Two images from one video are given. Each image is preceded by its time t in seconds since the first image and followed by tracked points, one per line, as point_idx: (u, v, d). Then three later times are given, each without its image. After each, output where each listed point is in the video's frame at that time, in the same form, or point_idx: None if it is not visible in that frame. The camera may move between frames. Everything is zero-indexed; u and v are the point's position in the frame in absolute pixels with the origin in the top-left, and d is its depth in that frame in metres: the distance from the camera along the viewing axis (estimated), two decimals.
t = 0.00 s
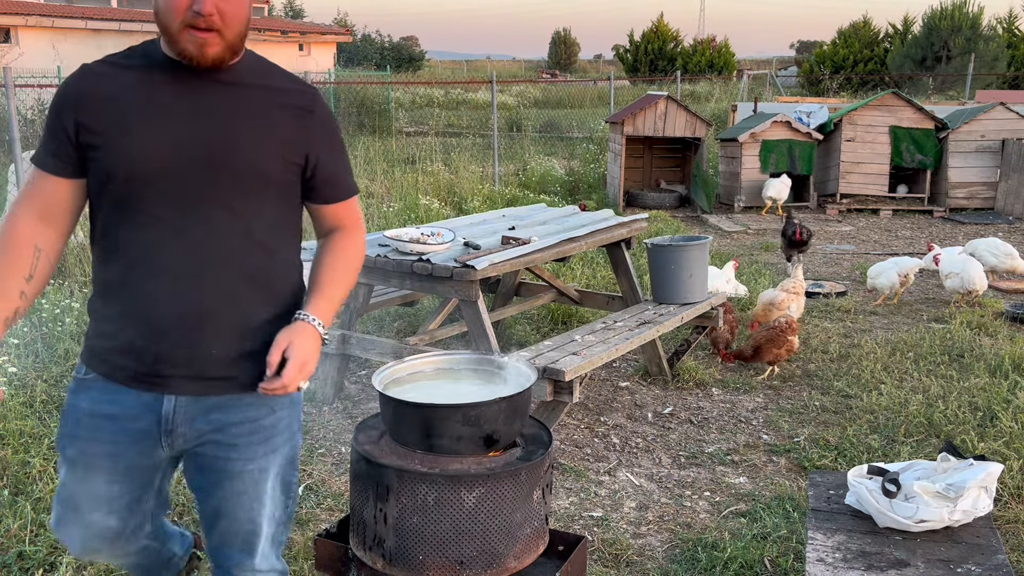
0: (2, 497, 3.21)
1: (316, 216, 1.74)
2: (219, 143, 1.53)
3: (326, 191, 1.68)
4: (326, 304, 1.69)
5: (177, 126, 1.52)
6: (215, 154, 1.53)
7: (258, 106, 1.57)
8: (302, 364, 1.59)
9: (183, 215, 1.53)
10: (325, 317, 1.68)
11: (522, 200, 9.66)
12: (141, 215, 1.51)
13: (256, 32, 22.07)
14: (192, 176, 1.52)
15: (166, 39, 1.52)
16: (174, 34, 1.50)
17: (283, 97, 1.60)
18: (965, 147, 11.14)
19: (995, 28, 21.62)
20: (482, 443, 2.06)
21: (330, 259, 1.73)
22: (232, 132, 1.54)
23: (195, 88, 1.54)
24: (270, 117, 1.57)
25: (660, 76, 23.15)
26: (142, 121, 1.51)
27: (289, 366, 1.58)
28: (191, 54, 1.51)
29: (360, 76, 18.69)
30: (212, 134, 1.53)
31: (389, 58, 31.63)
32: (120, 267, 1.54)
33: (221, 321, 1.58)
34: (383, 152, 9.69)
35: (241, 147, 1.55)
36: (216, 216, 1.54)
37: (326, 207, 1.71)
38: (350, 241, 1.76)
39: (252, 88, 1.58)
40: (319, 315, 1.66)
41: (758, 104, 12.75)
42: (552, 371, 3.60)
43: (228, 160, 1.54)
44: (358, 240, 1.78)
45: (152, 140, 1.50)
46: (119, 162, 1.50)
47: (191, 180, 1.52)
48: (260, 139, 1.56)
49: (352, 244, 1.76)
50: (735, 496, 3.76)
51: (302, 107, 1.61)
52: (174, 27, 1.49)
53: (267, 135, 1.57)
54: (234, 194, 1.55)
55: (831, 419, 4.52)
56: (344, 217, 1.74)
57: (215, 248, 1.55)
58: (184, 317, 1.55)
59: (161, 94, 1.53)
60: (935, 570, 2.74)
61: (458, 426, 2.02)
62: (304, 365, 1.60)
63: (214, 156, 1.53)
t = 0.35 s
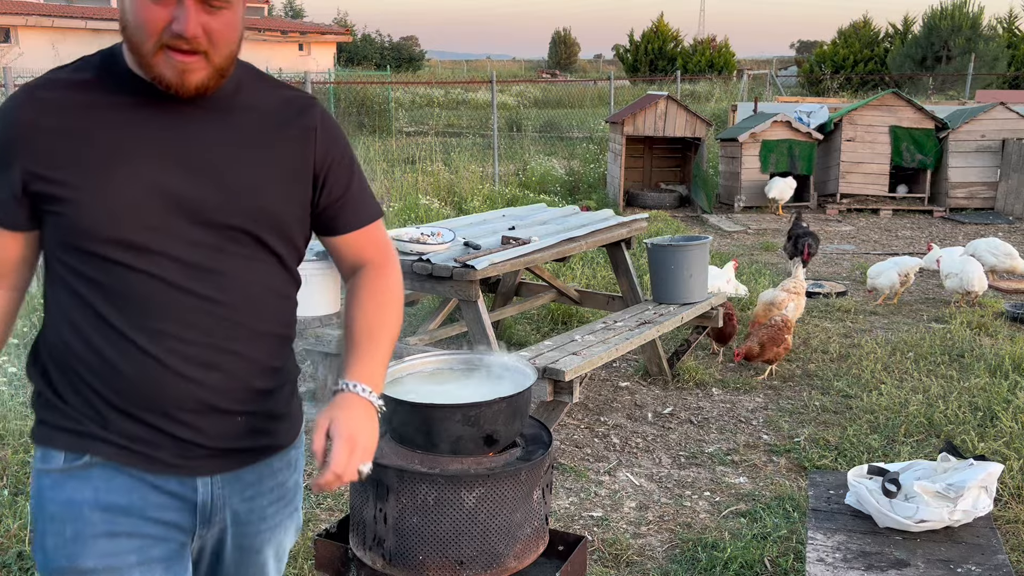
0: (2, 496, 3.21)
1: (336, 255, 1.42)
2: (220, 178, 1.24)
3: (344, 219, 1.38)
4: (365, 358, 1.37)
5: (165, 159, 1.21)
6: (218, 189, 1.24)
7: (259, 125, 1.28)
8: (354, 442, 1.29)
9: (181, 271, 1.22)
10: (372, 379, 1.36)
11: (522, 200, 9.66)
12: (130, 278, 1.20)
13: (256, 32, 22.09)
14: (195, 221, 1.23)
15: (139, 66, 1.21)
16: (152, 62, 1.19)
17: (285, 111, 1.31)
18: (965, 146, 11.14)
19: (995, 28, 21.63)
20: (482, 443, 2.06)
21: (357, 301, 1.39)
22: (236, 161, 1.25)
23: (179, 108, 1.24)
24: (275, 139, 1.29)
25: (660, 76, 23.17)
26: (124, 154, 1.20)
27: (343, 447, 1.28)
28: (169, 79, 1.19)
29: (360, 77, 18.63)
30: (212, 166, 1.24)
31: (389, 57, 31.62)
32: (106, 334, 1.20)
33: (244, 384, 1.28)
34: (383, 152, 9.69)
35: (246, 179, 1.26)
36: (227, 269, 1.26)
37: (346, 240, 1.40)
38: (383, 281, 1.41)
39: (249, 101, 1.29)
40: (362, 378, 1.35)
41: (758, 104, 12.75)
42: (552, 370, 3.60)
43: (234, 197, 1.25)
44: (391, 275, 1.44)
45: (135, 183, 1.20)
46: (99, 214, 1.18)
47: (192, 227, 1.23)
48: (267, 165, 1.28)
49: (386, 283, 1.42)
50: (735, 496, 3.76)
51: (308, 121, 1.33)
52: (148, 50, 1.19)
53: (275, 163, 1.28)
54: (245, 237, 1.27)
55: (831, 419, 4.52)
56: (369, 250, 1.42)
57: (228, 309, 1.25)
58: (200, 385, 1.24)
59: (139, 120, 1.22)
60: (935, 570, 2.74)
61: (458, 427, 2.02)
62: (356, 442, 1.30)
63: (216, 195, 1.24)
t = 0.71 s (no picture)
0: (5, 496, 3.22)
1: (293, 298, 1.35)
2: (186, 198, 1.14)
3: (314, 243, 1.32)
4: (345, 430, 1.41)
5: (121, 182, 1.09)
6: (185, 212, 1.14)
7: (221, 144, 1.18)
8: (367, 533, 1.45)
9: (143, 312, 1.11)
10: (362, 459, 1.42)
11: (522, 200, 9.65)
12: (83, 324, 1.06)
13: (256, 32, 22.05)
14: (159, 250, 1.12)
15: (57, 30, 1.05)
16: (78, 24, 1.04)
17: (248, 118, 1.22)
18: (965, 146, 11.14)
19: (996, 28, 21.61)
20: (482, 443, 2.05)
21: (322, 362, 1.37)
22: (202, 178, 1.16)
23: (131, 116, 1.11)
24: (239, 161, 1.19)
25: (660, 76, 23.14)
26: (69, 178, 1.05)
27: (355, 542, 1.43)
28: (108, 52, 1.06)
29: (359, 77, 18.53)
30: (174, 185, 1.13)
31: (389, 56, 31.55)
32: (28, 424, 1.05)
33: (195, 463, 1.19)
34: (383, 153, 9.68)
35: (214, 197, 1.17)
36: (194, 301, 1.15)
37: (302, 271, 1.33)
38: (344, 325, 1.38)
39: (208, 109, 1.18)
40: (357, 465, 1.42)
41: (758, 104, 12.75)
42: (552, 370, 3.60)
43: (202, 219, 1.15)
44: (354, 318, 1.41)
45: (87, 208, 1.06)
46: (43, 248, 1.03)
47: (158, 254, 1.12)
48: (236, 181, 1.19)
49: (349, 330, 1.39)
50: (735, 496, 3.76)
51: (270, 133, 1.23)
52: (74, 8, 1.04)
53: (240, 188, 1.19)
54: (214, 263, 1.17)
55: (831, 419, 4.52)
56: (330, 292, 1.37)
57: (189, 355, 1.15)
58: (142, 472, 1.13)
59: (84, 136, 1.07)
60: (935, 570, 2.74)
61: (458, 426, 2.02)
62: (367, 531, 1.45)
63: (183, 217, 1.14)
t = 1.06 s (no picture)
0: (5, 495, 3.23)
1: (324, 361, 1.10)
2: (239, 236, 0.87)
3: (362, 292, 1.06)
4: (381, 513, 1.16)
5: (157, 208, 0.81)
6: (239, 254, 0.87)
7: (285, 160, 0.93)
8: None
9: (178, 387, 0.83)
10: (401, 545, 1.19)
11: (522, 200, 9.66)
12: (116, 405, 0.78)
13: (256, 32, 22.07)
14: (210, 301, 0.85)
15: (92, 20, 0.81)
16: (124, 12, 0.81)
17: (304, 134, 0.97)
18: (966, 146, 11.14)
19: (996, 28, 21.60)
20: (482, 443, 2.05)
21: (352, 431, 1.14)
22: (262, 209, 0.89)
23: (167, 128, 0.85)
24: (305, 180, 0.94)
25: (660, 76, 23.15)
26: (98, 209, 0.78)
27: None
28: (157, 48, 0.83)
29: (360, 77, 18.54)
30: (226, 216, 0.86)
31: (389, 56, 31.58)
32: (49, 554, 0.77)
33: None
34: (383, 152, 9.69)
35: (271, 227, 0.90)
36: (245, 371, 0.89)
37: (341, 325, 1.09)
38: (379, 388, 1.15)
39: (262, 121, 0.93)
40: (396, 552, 1.18)
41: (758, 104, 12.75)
42: (551, 370, 3.60)
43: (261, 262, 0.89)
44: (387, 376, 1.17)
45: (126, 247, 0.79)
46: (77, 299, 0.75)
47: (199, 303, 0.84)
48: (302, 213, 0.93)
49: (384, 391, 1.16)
50: (735, 496, 3.75)
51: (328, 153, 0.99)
52: None
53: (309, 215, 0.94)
54: (280, 315, 0.90)
55: (832, 419, 4.52)
56: (362, 348, 1.13)
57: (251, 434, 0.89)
58: None
59: (121, 157, 0.80)
60: (935, 570, 2.74)
61: (458, 427, 2.02)
62: None
63: (238, 259, 0.87)
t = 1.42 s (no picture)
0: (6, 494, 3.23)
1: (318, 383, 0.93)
2: (213, 256, 0.68)
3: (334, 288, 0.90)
4: (448, 507, 0.97)
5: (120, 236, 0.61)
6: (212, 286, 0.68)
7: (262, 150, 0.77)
8: None
9: (171, 469, 0.62)
10: (483, 517, 0.98)
11: (522, 200, 9.65)
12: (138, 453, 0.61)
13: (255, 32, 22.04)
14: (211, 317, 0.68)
15: None
16: None
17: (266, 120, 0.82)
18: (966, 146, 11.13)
19: (997, 28, 21.58)
20: (482, 443, 2.04)
21: (361, 435, 0.94)
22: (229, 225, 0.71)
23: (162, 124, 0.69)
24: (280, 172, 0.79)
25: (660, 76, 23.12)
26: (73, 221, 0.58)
27: None
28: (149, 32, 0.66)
29: (360, 77, 18.56)
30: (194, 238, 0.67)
31: (389, 55, 31.56)
32: None
33: None
34: (383, 152, 9.68)
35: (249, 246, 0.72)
36: (249, 429, 0.69)
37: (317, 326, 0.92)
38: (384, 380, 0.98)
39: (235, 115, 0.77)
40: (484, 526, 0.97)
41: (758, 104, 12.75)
42: (550, 370, 3.59)
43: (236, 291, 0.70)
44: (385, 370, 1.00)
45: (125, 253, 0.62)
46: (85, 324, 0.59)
47: (179, 359, 0.64)
48: (279, 225, 0.75)
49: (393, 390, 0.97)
50: (735, 497, 3.74)
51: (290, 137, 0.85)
52: None
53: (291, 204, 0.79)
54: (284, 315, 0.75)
55: (832, 419, 4.51)
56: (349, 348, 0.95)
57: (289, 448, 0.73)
58: None
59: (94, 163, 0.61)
60: (936, 570, 2.73)
61: (459, 426, 2.00)
62: None
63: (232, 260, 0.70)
